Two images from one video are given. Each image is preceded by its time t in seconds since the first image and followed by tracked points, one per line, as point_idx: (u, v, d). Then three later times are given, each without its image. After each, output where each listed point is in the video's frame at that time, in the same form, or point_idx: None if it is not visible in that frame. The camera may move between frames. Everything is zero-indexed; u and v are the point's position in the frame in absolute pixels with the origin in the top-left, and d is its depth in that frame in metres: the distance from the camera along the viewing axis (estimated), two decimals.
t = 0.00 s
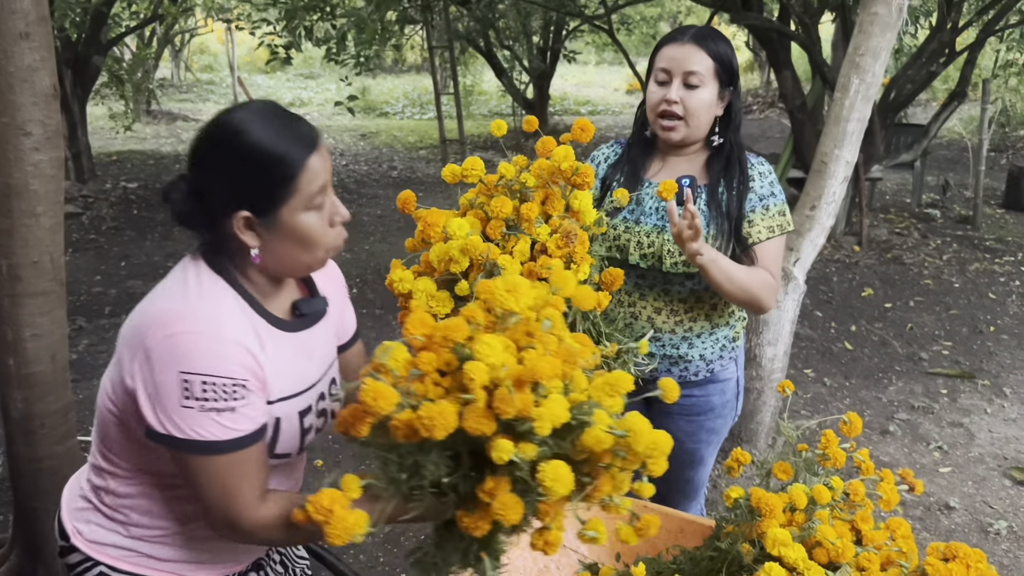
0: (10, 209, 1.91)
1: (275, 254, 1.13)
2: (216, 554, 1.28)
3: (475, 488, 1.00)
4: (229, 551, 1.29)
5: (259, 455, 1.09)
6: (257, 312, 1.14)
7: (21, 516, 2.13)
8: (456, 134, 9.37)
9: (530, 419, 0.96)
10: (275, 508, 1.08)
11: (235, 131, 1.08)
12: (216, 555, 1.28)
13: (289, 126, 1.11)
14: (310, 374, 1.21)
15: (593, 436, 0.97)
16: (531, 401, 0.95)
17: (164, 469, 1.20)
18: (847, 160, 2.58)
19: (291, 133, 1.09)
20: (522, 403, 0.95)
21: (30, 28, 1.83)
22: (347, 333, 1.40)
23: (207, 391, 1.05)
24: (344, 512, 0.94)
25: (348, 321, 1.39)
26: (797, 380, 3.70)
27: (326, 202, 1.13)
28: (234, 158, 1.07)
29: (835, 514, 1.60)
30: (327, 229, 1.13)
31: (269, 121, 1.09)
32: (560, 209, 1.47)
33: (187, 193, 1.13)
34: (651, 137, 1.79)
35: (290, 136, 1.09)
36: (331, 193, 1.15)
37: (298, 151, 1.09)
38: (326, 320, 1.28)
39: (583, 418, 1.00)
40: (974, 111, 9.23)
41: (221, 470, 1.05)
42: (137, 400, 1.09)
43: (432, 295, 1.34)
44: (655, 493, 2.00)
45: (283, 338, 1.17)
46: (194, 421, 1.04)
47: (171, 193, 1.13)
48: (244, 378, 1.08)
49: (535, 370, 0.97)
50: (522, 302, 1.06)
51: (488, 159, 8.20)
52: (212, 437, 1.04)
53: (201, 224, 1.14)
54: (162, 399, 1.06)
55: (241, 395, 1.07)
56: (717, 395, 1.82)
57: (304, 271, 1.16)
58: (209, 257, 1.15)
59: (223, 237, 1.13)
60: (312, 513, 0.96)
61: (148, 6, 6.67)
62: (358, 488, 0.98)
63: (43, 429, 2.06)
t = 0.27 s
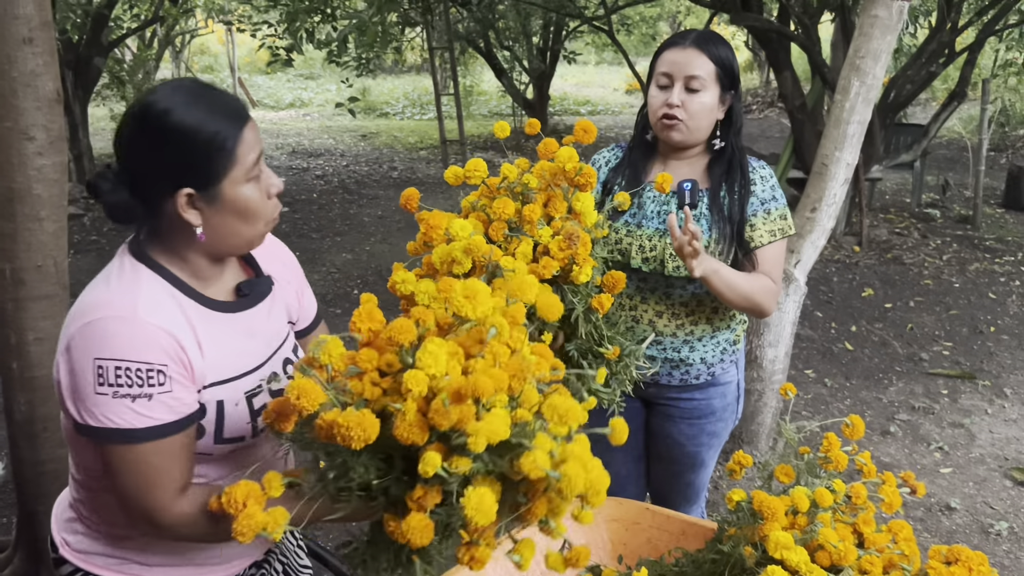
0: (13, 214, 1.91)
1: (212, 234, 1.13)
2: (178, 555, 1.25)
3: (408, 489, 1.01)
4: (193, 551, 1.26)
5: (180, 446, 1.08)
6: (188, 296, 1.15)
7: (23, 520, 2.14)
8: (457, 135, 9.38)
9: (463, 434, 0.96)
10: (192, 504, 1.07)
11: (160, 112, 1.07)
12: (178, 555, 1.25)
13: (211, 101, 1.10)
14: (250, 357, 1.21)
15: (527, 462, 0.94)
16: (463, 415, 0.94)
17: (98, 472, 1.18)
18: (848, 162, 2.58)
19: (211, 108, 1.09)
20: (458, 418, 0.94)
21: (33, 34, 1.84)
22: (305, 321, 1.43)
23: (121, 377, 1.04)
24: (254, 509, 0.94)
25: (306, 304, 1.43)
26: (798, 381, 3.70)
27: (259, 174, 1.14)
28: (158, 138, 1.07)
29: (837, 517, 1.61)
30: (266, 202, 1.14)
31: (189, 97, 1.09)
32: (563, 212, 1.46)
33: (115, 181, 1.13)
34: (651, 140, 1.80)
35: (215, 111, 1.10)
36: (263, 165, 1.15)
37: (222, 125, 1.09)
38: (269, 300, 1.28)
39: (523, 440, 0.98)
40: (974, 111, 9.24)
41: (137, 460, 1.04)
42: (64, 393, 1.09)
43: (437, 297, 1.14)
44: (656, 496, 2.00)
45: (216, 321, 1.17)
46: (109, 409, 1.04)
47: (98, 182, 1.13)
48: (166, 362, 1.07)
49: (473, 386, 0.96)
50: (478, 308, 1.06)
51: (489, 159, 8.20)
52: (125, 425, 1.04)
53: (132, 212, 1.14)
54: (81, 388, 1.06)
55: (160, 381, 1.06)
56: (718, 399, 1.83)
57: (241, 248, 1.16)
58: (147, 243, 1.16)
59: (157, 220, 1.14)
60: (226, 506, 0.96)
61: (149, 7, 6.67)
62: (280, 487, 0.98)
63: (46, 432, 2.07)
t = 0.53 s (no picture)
0: (19, 215, 1.92)
1: (173, 228, 1.13)
2: (148, 555, 1.22)
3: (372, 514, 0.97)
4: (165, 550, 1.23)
5: (143, 444, 1.06)
6: (150, 292, 1.14)
7: (28, 520, 2.14)
8: (459, 135, 9.39)
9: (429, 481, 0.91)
10: (156, 501, 1.06)
11: (119, 107, 1.06)
12: (148, 555, 1.22)
13: (169, 96, 1.11)
14: (215, 349, 1.20)
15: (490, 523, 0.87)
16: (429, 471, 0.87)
17: (60, 473, 1.17)
18: (852, 162, 2.58)
19: (171, 103, 1.10)
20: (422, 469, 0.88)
21: (38, 35, 1.84)
22: (281, 316, 1.44)
23: (78, 372, 1.03)
24: (230, 534, 0.88)
25: (282, 298, 1.44)
26: (802, 381, 3.71)
27: (219, 168, 1.15)
28: (118, 133, 1.07)
29: (842, 518, 1.61)
30: (226, 196, 1.15)
31: (147, 92, 1.09)
32: (572, 213, 1.47)
33: (77, 178, 1.11)
34: (654, 141, 1.80)
35: (174, 106, 1.10)
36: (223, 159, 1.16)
37: (180, 120, 1.09)
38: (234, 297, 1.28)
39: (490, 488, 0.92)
40: (977, 111, 9.24)
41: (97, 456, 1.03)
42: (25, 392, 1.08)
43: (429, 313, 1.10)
44: (658, 497, 2.01)
45: (179, 315, 1.17)
46: (65, 404, 1.02)
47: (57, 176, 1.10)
48: (124, 356, 1.06)
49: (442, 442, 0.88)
50: (467, 350, 0.97)
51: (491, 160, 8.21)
52: (83, 419, 1.02)
53: (97, 208, 1.12)
54: (39, 384, 1.05)
55: (117, 375, 1.05)
56: (720, 399, 1.83)
57: (207, 243, 1.17)
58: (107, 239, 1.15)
59: (118, 216, 1.12)
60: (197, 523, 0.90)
61: (152, 8, 6.68)
62: (247, 502, 0.92)
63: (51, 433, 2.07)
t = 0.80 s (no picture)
0: (26, 214, 1.93)
1: (148, 222, 1.13)
2: (120, 547, 1.21)
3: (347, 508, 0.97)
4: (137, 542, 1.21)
5: (120, 434, 1.06)
6: (128, 285, 1.14)
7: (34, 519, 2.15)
8: (464, 136, 9.39)
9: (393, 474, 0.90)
10: (133, 490, 1.06)
11: (95, 99, 1.06)
12: (119, 547, 1.21)
13: (148, 91, 1.11)
14: (192, 337, 1.19)
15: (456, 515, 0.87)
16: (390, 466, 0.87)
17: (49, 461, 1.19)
18: (858, 163, 2.58)
19: (147, 97, 1.10)
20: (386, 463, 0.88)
21: (46, 35, 1.85)
22: (268, 308, 1.42)
23: (50, 362, 1.03)
24: (187, 534, 0.88)
25: (267, 288, 1.42)
26: (807, 382, 3.70)
27: (196, 163, 1.15)
28: (94, 124, 1.07)
29: (848, 518, 1.60)
30: (202, 191, 1.14)
31: (126, 87, 1.09)
32: (581, 217, 1.47)
33: (53, 167, 1.11)
34: (657, 140, 1.80)
35: (152, 100, 1.10)
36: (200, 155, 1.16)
37: (157, 114, 1.10)
38: (213, 285, 1.27)
39: (457, 482, 0.91)
40: (982, 112, 9.22)
41: (74, 444, 1.04)
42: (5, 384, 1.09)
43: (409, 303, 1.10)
44: (662, 498, 2.00)
45: (156, 305, 1.16)
46: (40, 393, 1.03)
47: (35, 166, 1.11)
48: (97, 344, 1.06)
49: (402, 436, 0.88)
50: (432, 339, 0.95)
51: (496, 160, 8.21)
52: (57, 409, 1.03)
53: (73, 199, 1.12)
54: (15, 373, 1.05)
55: (89, 364, 1.05)
56: (724, 400, 1.83)
57: (183, 238, 1.16)
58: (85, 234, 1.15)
59: (94, 210, 1.12)
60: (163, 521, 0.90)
61: (158, 9, 6.70)
62: (212, 498, 0.94)
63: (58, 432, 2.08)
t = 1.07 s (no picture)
0: (34, 214, 1.93)
1: (139, 216, 1.13)
2: (108, 538, 1.22)
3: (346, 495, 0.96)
4: (124, 534, 1.22)
5: (113, 422, 1.06)
6: (120, 279, 1.14)
7: (42, 517, 2.16)
8: (470, 136, 9.40)
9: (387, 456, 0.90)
10: (127, 480, 1.06)
11: (88, 92, 1.07)
12: (111, 539, 1.22)
13: (142, 87, 1.12)
14: (185, 327, 1.20)
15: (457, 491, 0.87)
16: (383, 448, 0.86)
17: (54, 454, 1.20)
18: (865, 163, 2.57)
19: (141, 92, 1.11)
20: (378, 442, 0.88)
21: (54, 35, 1.86)
22: (266, 300, 1.43)
23: (41, 354, 1.03)
24: (185, 514, 0.88)
25: (266, 283, 1.43)
26: (813, 383, 3.69)
27: (188, 160, 1.15)
28: (87, 118, 1.08)
29: (855, 519, 1.60)
30: (192, 189, 1.15)
31: (120, 82, 1.10)
32: (579, 218, 1.47)
33: (47, 160, 1.12)
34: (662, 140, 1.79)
35: (146, 96, 1.11)
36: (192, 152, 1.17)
37: (149, 110, 1.10)
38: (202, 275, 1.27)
39: (453, 461, 0.92)
40: (990, 113, 9.20)
41: (67, 433, 1.03)
42: None
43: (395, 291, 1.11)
44: (668, 499, 2.00)
45: (146, 297, 1.16)
46: (31, 385, 1.02)
47: (29, 159, 1.12)
48: (86, 335, 1.06)
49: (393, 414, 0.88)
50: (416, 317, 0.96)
51: (502, 161, 8.21)
52: (47, 400, 1.02)
53: (65, 192, 1.13)
54: (8, 366, 1.05)
55: (79, 355, 1.05)
56: (728, 401, 1.82)
57: (172, 234, 1.17)
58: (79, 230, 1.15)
59: (86, 204, 1.13)
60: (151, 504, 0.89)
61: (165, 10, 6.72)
62: (207, 482, 0.92)
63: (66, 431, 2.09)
